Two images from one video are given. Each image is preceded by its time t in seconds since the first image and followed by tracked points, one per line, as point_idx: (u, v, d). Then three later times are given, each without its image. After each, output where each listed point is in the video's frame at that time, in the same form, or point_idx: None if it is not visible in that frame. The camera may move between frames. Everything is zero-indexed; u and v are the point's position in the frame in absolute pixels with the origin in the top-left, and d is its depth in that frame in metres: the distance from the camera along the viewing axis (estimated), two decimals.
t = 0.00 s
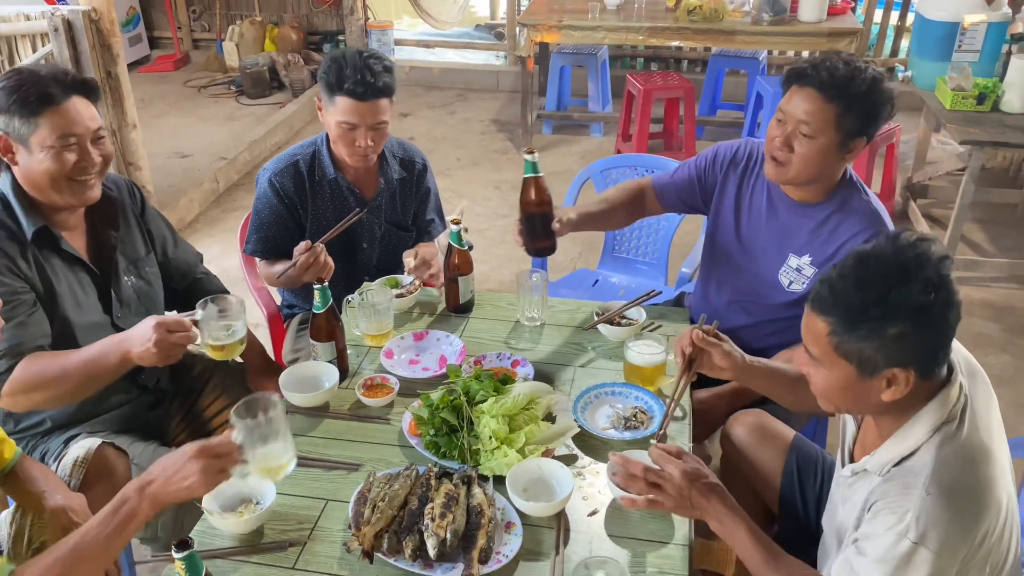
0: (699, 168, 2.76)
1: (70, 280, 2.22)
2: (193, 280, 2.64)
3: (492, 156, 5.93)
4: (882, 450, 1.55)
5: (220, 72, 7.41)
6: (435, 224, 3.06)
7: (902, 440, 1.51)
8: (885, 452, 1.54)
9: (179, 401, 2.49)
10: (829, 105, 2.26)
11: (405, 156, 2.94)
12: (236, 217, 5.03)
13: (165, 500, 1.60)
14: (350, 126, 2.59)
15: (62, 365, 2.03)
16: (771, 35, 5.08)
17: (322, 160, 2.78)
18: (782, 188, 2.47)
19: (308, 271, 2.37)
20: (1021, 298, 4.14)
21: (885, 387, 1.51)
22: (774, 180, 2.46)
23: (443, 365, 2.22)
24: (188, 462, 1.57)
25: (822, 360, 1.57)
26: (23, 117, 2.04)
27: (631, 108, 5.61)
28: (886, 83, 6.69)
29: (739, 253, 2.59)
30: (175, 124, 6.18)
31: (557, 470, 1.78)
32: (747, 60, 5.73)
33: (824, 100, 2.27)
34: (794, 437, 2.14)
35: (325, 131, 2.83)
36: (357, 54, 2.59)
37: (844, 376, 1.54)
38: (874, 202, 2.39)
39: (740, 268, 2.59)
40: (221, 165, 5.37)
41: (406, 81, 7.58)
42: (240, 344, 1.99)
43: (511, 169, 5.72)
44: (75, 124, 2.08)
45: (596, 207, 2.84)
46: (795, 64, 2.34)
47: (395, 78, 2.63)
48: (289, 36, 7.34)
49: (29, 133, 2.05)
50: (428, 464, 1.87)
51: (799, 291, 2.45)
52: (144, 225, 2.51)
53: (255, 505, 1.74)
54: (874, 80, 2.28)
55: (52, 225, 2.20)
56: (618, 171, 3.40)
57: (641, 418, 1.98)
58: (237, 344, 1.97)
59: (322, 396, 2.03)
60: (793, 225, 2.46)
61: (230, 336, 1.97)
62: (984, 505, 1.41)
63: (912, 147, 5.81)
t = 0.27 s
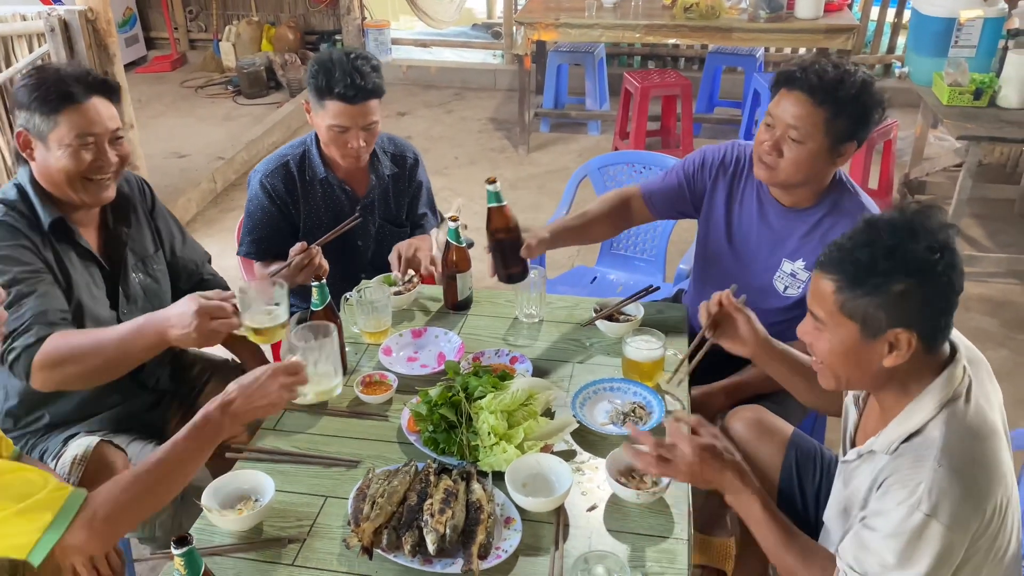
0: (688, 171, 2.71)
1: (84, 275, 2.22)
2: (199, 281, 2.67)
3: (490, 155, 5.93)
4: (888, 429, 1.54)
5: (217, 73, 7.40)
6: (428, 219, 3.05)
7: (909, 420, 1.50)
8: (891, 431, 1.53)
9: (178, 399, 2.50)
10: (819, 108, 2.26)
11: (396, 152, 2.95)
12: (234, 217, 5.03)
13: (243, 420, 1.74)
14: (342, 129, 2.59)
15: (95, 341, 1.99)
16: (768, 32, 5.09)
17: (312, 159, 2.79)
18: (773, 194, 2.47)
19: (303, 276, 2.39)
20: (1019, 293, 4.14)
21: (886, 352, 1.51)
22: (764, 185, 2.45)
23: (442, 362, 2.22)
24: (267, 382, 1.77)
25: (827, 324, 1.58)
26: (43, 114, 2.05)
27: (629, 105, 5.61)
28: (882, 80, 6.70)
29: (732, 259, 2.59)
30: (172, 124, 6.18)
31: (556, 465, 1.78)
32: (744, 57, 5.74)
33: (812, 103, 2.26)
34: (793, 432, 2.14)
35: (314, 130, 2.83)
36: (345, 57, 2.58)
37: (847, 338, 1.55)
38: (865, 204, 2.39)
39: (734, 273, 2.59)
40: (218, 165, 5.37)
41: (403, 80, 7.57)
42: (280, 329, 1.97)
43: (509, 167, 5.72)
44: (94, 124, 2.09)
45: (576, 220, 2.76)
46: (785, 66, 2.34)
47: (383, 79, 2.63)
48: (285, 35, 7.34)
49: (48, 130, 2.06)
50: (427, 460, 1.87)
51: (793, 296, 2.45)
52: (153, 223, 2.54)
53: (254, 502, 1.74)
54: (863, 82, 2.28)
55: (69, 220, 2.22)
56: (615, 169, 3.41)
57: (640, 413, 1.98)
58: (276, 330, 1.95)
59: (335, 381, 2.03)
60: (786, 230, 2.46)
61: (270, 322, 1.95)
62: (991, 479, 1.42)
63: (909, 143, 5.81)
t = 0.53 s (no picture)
0: (671, 184, 2.62)
1: (98, 266, 2.24)
2: (200, 281, 2.68)
3: (488, 153, 5.93)
4: (887, 413, 1.57)
5: (214, 73, 7.40)
6: (423, 216, 3.06)
7: (909, 402, 1.53)
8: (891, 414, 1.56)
9: (179, 399, 2.53)
10: (808, 112, 2.23)
11: (390, 149, 2.95)
12: (232, 217, 5.04)
13: (285, 393, 1.79)
14: (332, 129, 2.60)
15: (147, 313, 2.00)
16: (765, 29, 5.09)
17: (304, 159, 2.79)
18: (763, 201, 2.43)
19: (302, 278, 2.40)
20: (1017, 289, 4.15)
21: (860, 332, 1.53)
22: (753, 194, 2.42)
23: (440, 360, 2.22)
24: (308, 358, 1.83)
25: (810, 303, 1.59)
26: (61, 108, 2.09)
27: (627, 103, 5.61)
28: (880, 77, 6.70)
29: (725, 268, 2.54)
30: (170, 124, 6.18)
31: (556, 462, 1.79)
32: (741, 55, 5.74)
33: (801, 107, 2.24)
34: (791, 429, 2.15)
35: (305, 131, 2.83)
36: (331, 57, 2.57)
37: (827, 316, 1.56)
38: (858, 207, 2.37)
39: (727, 283, 2.54)
40: (217, 165, 5.37)
41: (401, 80, 7.56)
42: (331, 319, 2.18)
43: (508, 166, 5.72)
44: (109, 117, 2.13)
45: (561, 240, 2.63)
46: (774, 70, 2.31)
47: (370, 79, 2.63)
48: (283, 35, 7.35)
49: (65, 123, 2.09)
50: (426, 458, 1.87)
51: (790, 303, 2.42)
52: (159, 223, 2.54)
53: (254, 501, 1.74)
54: (853, 87, 2.25)
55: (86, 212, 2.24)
56: (613, 167, 3.41)
57: (639, 410, 1.99)
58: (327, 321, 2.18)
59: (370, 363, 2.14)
60: (779, 238, 2.42)
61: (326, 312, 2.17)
62: (992, 456, 1.45)
63: (907, 140, 5.82)
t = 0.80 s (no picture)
0: (661, 194, 2.57)
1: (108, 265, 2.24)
2: (201, 281, 2.68)
3: (488, 152, 5.93)
4: (893, 392, 1.58)
5: (213, 73, 7.40)
6: (422, 214, 3.06)
7: (916, 380, 1.55)
8: (898, 392, 1.57)
9: (178, 397, 2.53)
10: (800, 117, 2.22)
11: (387, 147, 2.95)
12: (232, 217, 5.04)
13: (306, 389, 1.80)
14: (327, 126, 2.60)
15: (180, 301, 2.02)
16: (764, 26, 5.08)
17: (302, 157, 2.78)
18: (756, 206, 2.42)
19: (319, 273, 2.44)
20: (1017, 285, 4.14)
21: (872, 313, 1.54)
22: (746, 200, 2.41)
23: (440, 358, 2.22)
24: (330, 357, 1.83)
25: (822, 284, 1.60)
26: (69, 107, 2.09)
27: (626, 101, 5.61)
28: (880, 73, 6.70)
29: (720, 275, 2.52)
30: (169, 124, 6.18)
31: (556, 459, 1.79)
32: (740, 52, 5.74)
33: (792, 113, 2.22)
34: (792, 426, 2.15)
35: (301, 129, 2.83)
36: (324, 53, 2.57)
37: (836, 299, 1.57)
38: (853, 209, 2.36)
39: (723, 289, 2.53)
40: (216, 165, 5.37)
41: (400, 79, 7.55)
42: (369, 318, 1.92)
43: (507, 164, 5.72)
44: (118, 115, 2.13)
45: (545, 257, 2.54)
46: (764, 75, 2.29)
47: (365, 77, 2.63)
48: (282, 35, 7.35)
49: (74, 121, 2.09)
50: (426, 455, 1.87)
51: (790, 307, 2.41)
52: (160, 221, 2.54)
53: (254, 499, 1.74)
54: (844, 91, 2.24)
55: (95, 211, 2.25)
56: (613, 164, 3.41)
57: (638, 407, 1.99)
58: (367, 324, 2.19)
59: (388, 368, 2.06)
60: (775, 242, 2.41)
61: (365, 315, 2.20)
62: (998, 434, 1.46)
63: (906, 136, 5.82)
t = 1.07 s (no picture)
0: (650, 200, 2.54)
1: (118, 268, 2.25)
2: (204, 281, 2.69)
3: (488, 150, 5.92)
4: (897, 377, 1.60)
5: (213, 72, 7.40)
6: (421, 213, 3.07)
7: (920, 364, 1.56)
8: (902, 376, 1.59)
9: (179, 398, 2.53)
10: (788, 123, 2.21)
11: (387, 145, 2.94)
12: (231, 216, 5.04)
13: (315, 391, 1.78)
14: (327, 122, 2.60)
15: (196, 305, 2.03)
16: (763, 24, 5.08)
17: (302, 154, 2.78)
18: (746, 211, 2.41)
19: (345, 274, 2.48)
20: (1017, 282, 4.14)
21: (874, 298, 1.54)
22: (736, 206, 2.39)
23: (439, 357, 2.22)
24: (341, 358, 1.81)
25: (825, 272, 1.60)
26: (71, 109, 2.08)
27: (625, 99, 5.60)
28: (880, 71, 6.69)
29: (714, 279, 2.52)
30: (169, 123, 6.18)
31: (554, 456, 1.79)
32: (740, 50, 5.74)
33: (780, 119, 2.21)
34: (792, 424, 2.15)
35: (301, 127, 2.83)
36: (325, 49, 2.58)
37: (839, 284, 1.57)
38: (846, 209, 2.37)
39: (718, 293, 2.52)
40: (216, 164, 5.38)
41: (400, 78, 7.55)
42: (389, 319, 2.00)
43: (507, 163, 5.72)
44: (120, 115, 2.13)
45: (531, 265, 2.49)
46: (751, 80, 2.27)
47: (366, 72, 2.63)
48: (281, 34, 7.34)
49: (77, 123, 2.09)
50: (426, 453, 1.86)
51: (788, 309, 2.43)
52: (163, 220, 2.55)
53: (253, 498, 1.74)
54: (833, 95, 2.23)
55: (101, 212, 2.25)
56: (613, 162, 3.41)
57: (638, 404, 1.99)
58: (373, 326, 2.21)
59: (400, 368, 2.08)
60: (769, 246, 2.41)
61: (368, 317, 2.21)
62: (1002, 419, 1.48)
63: (906, 134, 5.82)
